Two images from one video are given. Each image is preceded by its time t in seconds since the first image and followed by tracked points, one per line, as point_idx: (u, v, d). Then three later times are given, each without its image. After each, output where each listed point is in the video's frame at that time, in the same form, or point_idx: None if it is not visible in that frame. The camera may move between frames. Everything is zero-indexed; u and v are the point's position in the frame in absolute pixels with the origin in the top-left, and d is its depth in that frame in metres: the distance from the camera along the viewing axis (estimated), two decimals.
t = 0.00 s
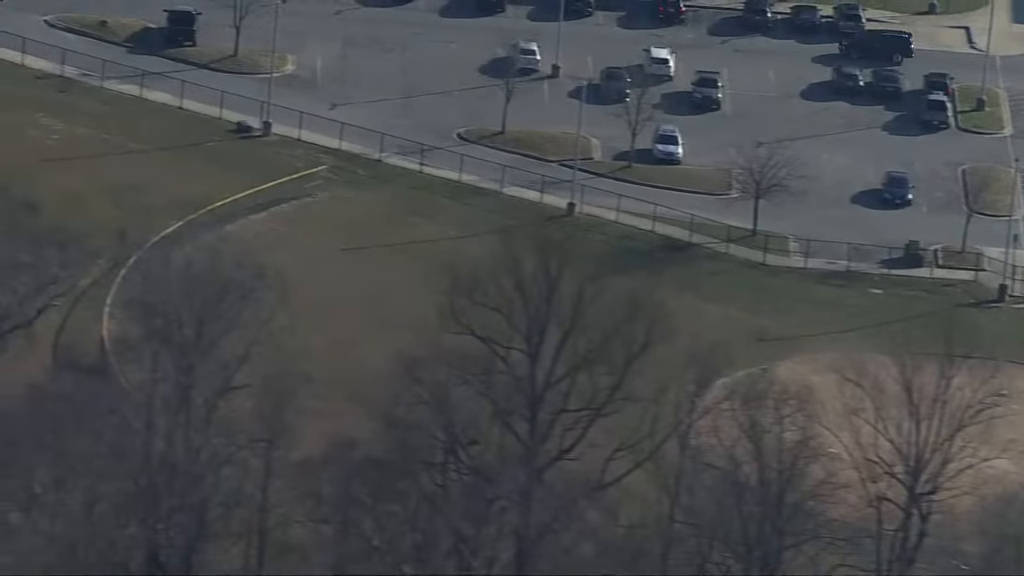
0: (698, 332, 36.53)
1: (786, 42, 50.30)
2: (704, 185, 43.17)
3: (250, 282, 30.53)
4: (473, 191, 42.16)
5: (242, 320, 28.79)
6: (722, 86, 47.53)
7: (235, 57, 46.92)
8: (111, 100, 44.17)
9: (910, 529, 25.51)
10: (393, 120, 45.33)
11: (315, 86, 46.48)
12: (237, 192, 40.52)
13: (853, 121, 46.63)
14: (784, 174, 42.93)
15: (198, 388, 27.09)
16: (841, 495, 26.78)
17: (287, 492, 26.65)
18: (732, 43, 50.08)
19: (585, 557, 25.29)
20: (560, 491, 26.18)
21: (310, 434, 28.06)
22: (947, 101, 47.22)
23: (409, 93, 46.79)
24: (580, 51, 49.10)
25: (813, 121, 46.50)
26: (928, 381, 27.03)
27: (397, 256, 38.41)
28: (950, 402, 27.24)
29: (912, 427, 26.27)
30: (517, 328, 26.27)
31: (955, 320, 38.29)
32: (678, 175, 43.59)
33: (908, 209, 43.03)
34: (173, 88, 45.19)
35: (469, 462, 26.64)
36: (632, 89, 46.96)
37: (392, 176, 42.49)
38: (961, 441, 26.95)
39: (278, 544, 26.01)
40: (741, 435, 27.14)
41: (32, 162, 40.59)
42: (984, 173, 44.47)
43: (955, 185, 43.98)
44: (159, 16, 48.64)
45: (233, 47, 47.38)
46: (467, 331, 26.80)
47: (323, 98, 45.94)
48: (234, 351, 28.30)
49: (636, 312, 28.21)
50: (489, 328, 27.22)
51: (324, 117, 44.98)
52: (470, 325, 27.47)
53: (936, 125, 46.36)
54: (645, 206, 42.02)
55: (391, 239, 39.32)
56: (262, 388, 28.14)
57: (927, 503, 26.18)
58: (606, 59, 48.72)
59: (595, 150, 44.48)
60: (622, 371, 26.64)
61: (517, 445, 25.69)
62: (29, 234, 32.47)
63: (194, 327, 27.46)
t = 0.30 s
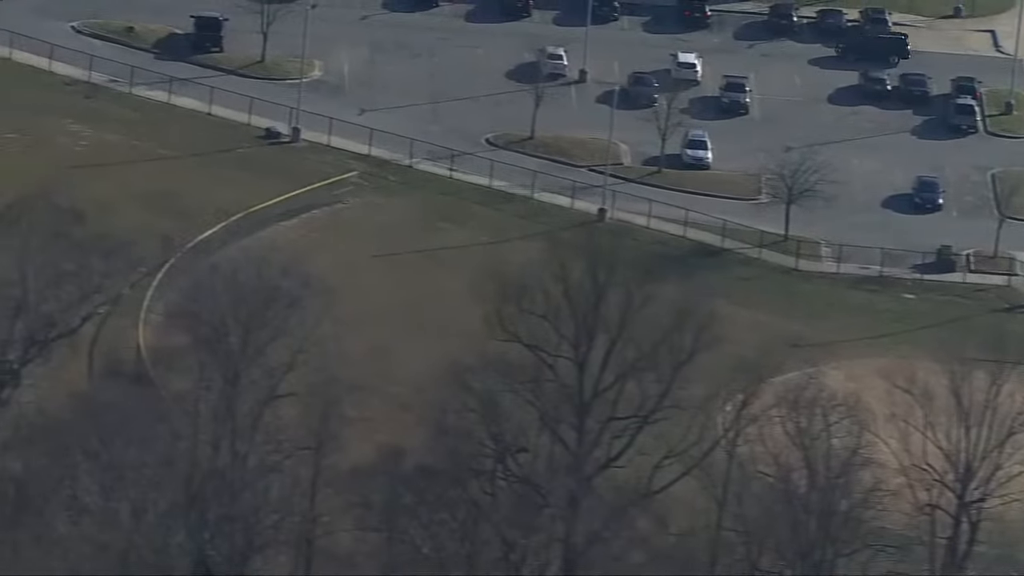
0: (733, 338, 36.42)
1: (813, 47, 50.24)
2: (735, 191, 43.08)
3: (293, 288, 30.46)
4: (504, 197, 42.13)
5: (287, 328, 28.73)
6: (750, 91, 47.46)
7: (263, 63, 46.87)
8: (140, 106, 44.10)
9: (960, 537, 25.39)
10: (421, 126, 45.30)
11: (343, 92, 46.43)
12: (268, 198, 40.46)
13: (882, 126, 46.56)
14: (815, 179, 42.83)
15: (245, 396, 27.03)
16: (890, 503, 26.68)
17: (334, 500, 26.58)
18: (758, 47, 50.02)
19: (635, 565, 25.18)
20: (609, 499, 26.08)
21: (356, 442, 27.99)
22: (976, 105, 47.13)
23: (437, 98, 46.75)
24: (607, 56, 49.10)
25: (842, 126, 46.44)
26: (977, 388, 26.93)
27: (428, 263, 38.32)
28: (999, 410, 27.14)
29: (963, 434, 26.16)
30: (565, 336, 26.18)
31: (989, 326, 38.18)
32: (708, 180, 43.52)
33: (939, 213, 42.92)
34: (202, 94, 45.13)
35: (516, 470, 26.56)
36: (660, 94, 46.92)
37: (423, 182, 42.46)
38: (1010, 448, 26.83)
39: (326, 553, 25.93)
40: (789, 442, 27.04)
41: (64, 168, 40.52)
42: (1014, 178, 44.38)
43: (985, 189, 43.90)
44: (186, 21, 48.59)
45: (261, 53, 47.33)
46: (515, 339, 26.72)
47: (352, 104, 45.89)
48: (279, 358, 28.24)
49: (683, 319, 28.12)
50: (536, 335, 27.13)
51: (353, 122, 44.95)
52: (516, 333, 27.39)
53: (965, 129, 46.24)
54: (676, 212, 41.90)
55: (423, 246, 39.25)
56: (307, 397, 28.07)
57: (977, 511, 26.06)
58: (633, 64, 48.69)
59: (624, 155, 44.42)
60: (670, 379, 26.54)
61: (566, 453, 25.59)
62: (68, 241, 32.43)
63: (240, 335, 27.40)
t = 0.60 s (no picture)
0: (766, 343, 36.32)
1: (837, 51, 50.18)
2: (764, 195, 43.03)
3: (333, 296, 30.44)
4: (532, 203, 42.14)
5: (329, 336, 28.69)
6: (776, 96, 47.41)
7: (288, 69, 46.84)
8: (166, 112, 44.05)
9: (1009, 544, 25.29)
10: (448, 131, 45.28)
11: (369, 97, 46.39)
12: (297, 204, 40.43)
13: (908, 130, 46.53)
14: (845, 184, 42.76)
15: (289, 403, 27.00)
16: (937, 511, 26.61)
17: (380, 508, 26.52)
18: (782, 52, 50.02)
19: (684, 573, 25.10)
20: (656, 505, 26.01)
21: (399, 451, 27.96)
22: (1002, 109, 47.08)
23: (463, 103, 46.73)
24: (631, 60, 49.08)
25: (868, 130, 46.40)
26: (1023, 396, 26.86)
27: (458, 268, 38.28)
28: None
29: (1010, 441, 26.07)
30: (610, 345, 26.13)
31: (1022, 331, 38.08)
32: (736, 184, 43.47)
33: (967, 218, 42.85)
34: (228, 100, 45.09)
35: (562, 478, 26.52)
36: (686, 99, 46.92)
37: (451, 189, 42.46)
38: None
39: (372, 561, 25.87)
40: (835, 449, 26.98)
41: (93, 174, 40.47)
42: None
43: (1013, 194, 43.85)
44: (210, 26, 48.53)
45: (286, 59, 47.27)
46: (560, 346, 26.69)
47: (378, 109, 45.87)
48: (321, 368, 28.26)
49: (726, 326, 28.07)
50: (580, 342, 27.07)
51: (380, 128, 44.93)
52: (560, 341, 27.36)
53: (991, 133, 46.21)
54: (705, 217, 41.83)
55: (453, 252, 39.20)
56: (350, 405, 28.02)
57: None
58: (658, 69, 48.66)
59: (651, 160, 44.41)
60: (716, 385, 26.47)
61: (612, 461, 25.52)
62: (105, 249, 32.40)
63: (284, 343, 27.35)
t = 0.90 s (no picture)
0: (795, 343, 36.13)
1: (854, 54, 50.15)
2: (786, 199, 42.94)
3: (365, 301, 30.37)
4: (555, 207, 42.14)
5: (364, 342, 28.64)
6: (795, 99, 47.37)
7: (307, 73, 46.75)
8: (187, 117, 43.96)
9: None
10: (468, 135, 45.23)
11: (389, 101, 46.33)
12: (320, 209, 40.35)
13: (928, 133, 46.49)
14: (868, 188, 42.65)
15: (326, 410, 26.95)
16: (977, 519, 26.53)
17: (420, 514, 26.43)
18: (800, 54, 50.02)
19: None
20: (697, 511, 25.91)
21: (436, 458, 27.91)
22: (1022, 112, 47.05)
23: (482, 107, 46.68)
24: (650, 64, 49.05)
25: (889, 133, 46.37)
26: None
27: (483, 272, 38.19)
28: None
29: None
30: (650, 350, 26.06)
31: None
32: (759, 188, 43.38)
33: (990, 221, 42.78)
34: (248, 105, 45.00)
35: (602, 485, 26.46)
36: (706, 102, 46.92)
37: (473, 193, 42.45)
38: None
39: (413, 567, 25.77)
40: (875, 455, 26.90)
41: (115, 179, 40.36)
42: None
43: None
44: (229, 30, 48.43)
45: (305, 63, 47.19)
46: (598, 352, 26.63)
47: (398, 113, 45.81)
48: (357, 375, 28.21)
49: (764, 332, 27.99)
50: (619, 348, 26.99)
51: (401, 132, 44.89)
52: (598, 347, 27.30)
53: (1012, 136, 46.19)
54: (729, 220, 41.72)
55: (477, 257, 39.11)
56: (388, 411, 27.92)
57: None
58: (676, 73, 48.63)
59: (671, 163, 44.40)
60: (755, 390, 26.39)
61: (653, 467, 25.44)
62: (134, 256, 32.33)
63: (321, 350, 27.27)
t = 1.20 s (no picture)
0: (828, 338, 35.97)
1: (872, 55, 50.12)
2: (808, 202, 42.94)
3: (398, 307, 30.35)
4: (577, 210, 42.15)
5: (399, 348, 28.65)
6: (815, 101, 47.32)
7: (326, 76, 46.66)
8: (206, 121, 43.93)
9: None
10: (488, 138, 45.20)
11: (408, 104, 46.28)
12: (343, 213, 40.24)
13: (948, 135, 46.46)
14: (891, 191, 42.57)
15: (364, 417, 26.95)
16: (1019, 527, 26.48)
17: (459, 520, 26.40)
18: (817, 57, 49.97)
19: None
20: (738, 516, 25.86)
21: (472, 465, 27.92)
22: None
23: (501, 110, 46.63)
24: (668, 66, 49.02)
25: (909, 135, 46.36)
26: None
27: (507, 276, 38.13)
28: None
29: None
30: (689, 356, 26.03)
31: None
32: (779, 191, 43.38)
33: (1013, 224, 42.72)
34: (269, 109, 44.96)
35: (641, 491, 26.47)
36: (725, 105, 46.93)
37: (495, 197, 42.43)
38: None
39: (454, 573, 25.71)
40: (915, 461, 26.88)
41: (136, 184, 40.28)
42: None
43: None
44: (246, 32, 48.28)
45: (323, 66, 47.10)
46: (638, 359, 26.62)
47: (418, 116, 45.78)
48: (392, 381, 28.21)
49: (802, 338, 27.95)
50: (658, 353, 26.96)
51: (421, 135, 44.88)
52: (636, 353, 27.29)
53: None
54: (751, 224, 41.71)
55: (502, 260, 39.03)
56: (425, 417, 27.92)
57: None
58: (694, 75, 48.58)
59: (692, 166, 44.40)
60: (794, 396, 26.35)
61: (692, 473, 25.43)
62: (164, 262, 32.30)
63: (359, 356, 27.25)
